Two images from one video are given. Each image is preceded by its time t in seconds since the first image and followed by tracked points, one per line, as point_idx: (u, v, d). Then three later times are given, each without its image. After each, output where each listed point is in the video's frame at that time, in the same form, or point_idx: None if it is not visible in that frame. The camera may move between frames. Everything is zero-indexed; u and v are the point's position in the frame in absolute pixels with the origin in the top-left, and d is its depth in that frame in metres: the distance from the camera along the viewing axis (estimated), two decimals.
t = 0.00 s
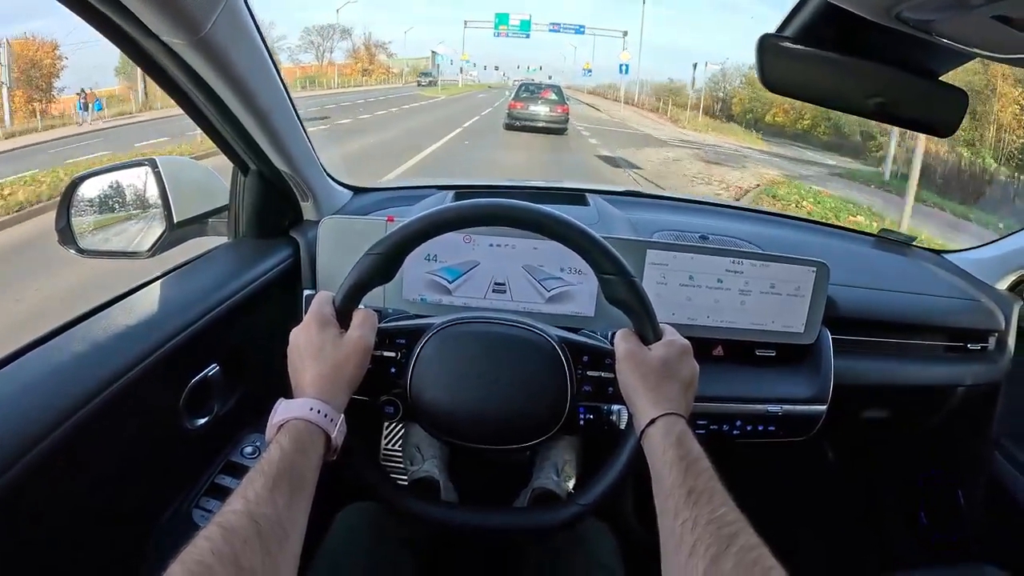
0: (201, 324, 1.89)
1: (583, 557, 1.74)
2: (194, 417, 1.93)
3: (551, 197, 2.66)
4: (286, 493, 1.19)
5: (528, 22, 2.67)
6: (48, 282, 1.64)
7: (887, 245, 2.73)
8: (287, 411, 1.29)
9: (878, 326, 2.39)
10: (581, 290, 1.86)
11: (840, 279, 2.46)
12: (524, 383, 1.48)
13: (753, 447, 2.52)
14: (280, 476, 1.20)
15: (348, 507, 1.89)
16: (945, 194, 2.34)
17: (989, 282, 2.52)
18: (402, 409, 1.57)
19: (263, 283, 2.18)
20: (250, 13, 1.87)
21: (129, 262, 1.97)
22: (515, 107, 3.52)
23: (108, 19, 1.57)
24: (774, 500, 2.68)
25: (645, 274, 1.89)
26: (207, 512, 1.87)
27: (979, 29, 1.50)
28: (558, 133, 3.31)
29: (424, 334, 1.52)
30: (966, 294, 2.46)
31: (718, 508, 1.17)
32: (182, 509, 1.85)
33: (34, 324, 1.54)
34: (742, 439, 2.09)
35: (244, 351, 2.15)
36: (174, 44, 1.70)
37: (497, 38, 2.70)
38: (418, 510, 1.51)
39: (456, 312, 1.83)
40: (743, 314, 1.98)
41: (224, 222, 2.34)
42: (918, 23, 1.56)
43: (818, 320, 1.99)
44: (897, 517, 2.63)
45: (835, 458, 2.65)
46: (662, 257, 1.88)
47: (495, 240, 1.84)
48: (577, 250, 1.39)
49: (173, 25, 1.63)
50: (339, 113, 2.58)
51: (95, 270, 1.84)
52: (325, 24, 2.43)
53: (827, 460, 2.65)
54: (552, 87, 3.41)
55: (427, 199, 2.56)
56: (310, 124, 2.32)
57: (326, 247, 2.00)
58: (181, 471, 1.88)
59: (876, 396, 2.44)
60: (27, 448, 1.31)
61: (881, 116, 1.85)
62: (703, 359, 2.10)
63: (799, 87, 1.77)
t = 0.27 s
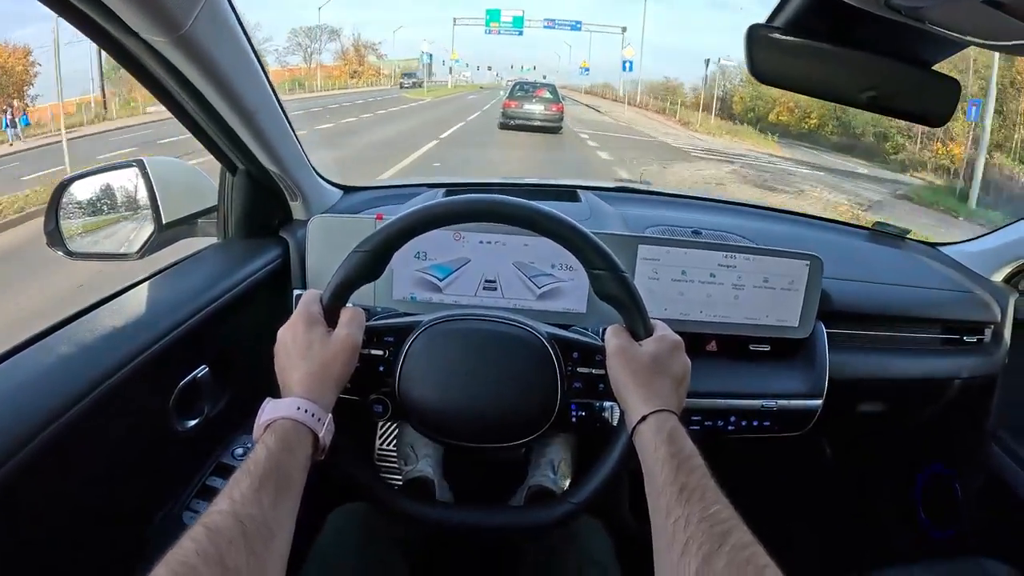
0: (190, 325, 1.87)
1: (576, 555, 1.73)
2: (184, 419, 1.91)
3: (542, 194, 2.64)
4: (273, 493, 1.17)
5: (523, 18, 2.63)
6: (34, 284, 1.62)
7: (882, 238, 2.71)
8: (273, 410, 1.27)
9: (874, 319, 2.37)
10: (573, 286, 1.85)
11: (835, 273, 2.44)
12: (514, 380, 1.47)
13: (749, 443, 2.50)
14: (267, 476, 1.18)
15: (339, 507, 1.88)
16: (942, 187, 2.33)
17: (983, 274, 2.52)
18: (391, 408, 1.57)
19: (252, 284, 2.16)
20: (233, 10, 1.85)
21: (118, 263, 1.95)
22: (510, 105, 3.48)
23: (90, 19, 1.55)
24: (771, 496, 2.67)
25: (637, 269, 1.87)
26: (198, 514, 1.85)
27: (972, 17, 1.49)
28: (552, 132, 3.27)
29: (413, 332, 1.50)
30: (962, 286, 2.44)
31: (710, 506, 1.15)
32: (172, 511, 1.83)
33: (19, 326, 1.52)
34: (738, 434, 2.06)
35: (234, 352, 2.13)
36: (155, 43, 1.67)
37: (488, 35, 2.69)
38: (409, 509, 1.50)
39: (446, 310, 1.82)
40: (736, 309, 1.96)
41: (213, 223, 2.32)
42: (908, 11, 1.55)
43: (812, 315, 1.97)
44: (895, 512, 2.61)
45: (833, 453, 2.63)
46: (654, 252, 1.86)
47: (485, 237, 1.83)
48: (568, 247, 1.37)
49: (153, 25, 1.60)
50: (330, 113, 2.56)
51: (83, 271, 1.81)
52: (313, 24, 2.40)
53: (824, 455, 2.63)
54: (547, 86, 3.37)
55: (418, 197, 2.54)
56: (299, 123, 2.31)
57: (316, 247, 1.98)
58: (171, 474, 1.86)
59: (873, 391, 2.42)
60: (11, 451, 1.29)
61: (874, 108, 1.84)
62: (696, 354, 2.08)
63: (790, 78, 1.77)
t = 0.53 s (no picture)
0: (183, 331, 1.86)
1: (574, 551, 1.73)
2: (180, 424, 1.91)
3: (532, 192, 2.65)
4: (269, 497, 1.16)
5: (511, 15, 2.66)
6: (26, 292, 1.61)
7: (872, 229, 2.73)
8: (268, 415, 1.26)
9: (868, 309, 2.37)
10: (565, 283, 1.85)
11: (827, 265, 2.45)
12: (507, 378, 1.47)
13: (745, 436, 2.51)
14: (263, 480, 1.17)
15: (335, 510, 1.87)
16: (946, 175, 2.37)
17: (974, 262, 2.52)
18: (385, 409, 1.57)
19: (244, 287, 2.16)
20: (219, 15, 1.85)
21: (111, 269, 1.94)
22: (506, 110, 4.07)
23: (75, 25, 1.54)
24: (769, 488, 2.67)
25: (628, 265, 1.88)
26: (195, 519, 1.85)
27: (958, 7, 1.49)
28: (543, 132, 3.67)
29: (405, 331, 1.50)
30: (952, 275, 2.46)
31: (706, 500, 1.15)
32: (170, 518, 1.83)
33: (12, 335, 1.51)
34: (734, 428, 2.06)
35: (228, 357, 2.13)
36: (140, 48, 1.66)
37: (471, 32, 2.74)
38: (405, 509, 1.50)
39: (439, 309, 1.82)
40: (729, 302, 1.97)
41: (204, 228, 2.31)
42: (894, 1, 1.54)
43: (805, 306, 1.98)
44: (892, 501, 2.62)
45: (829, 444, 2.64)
46: (645, 247, 1.87)
47: (476, 236, 1.83)
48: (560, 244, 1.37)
49: (138, 29, 1.60)
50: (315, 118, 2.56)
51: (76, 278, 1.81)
52: (294, 28, 2.40)
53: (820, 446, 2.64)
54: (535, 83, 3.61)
55: (409, 197, 2.54)
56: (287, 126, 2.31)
57: (306, 248, 1.98)
58: (167, 480, 1.85)
59: (869, 383, 2.42)
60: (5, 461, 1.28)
61: (862, 99, 1.84)
62: (690, 348, 2.08)
63: (778, 70, 1.77)
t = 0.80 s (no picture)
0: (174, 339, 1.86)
1: (571, 549, 1.74)
2: (174, 432, 1.90)
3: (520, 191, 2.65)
4: (261, 499, 1.16)
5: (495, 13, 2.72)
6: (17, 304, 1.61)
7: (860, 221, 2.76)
8: (259, 418, 1.26)
9: (858, 302, 2.38)
10: (555, 282, 1.86)
11: (816, 258, 2.46)
12: (498, 378, 1.47)
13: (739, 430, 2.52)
14: (255, 482, 1.17)
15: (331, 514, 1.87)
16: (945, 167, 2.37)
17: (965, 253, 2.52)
18: (378, 411, 1.58)
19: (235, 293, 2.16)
20: (202, 20, 1.84)
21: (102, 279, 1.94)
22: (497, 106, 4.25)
23: (59, 36, 1.53)
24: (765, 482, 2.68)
25: (618, 262, 1.89)
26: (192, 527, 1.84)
27: None
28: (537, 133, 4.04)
29: (397, 333, 1.50)
30: (939, 265, 2.48)
31: (699, 496, 1.13)
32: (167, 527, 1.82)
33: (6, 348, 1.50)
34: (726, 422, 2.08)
35: (221, 364, 2.13)
36: (125, 57, 1.65)
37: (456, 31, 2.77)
38: (400, 512, 1.50)
39: (429, 311, 1.82)
40: (719, 297, 1.98)
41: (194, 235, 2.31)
42: None
43: (795, 299, 1.99)
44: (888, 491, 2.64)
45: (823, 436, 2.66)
46: (634, 245, 1.88)
47: (465, 237, 1.83)
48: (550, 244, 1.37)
49: (121, 38, 1.59)
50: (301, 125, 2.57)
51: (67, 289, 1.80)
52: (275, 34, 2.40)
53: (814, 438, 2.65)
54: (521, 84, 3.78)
55: (399, 200, 2.55)
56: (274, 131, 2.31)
57: (298, 254, 1.98)
58: (163, 488, 1.85)
59: (862, 374, 2.43)
60: None
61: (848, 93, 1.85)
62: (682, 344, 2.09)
63: (762, 65, 1.78)
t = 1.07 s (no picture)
0: (157, 347, 1.84)
1: (562, 548, 1.72)
2: (160, 440, 1.89)
3: (505, 190, 2.63)
4: (237, 497, 1.15)
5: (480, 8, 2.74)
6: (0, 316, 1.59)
7: (850, 212, 2.75)
8: (236, 416, 1.25)
9: (848, 293, 2.37)
10: (538, 280, 1.86)
11: (806, 250, 2.44)
12: (480, 378, 1.45)
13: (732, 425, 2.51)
14: (229, 481, 1.16)
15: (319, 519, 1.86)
16: (948, 162, 2.37)
17: (955, 241, 2.51)
18: (360, 413, 1.55)
19: (218, 299, 2.14)
20: (172, 23, 1.81)
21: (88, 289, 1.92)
22: (489, 109, 4.33)
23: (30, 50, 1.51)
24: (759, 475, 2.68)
25: (602, 260, 1.88)
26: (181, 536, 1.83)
27: None
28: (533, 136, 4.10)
29: (378, 334, 1.48)
30: (930, 254, 2.47)
31: (684, 500, 1.10)
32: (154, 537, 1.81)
33: None
34: (716, 417, 2.06)
35: (206, 372, 2.11)
36: (95, 66, 1.62)
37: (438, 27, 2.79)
38: (386, 514, 1.49)
39: (413, 313, 1.81)
40: (705, 291, 1.96)
41: (177, 243, 2.30)
42: None
43: (783, 291, 1.98)
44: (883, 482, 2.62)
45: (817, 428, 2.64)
46: (618, 241, 1.87)
47: (447, 238, 1.82)
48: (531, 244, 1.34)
49: (91, 48, 1.55)
50: (282, 130, 2.56)
51: (52, 300, 1.78)
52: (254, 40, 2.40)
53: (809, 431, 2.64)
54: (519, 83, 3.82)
55: (383, 202, 2.54)
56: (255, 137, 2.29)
57: (280, 262, 1.98)
58: (149, 497, 1.83)
59: (855, 365, 2.41)
60: None
61: (835, 82, 1.83)
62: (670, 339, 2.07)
63: (744, 57, 1.76)
